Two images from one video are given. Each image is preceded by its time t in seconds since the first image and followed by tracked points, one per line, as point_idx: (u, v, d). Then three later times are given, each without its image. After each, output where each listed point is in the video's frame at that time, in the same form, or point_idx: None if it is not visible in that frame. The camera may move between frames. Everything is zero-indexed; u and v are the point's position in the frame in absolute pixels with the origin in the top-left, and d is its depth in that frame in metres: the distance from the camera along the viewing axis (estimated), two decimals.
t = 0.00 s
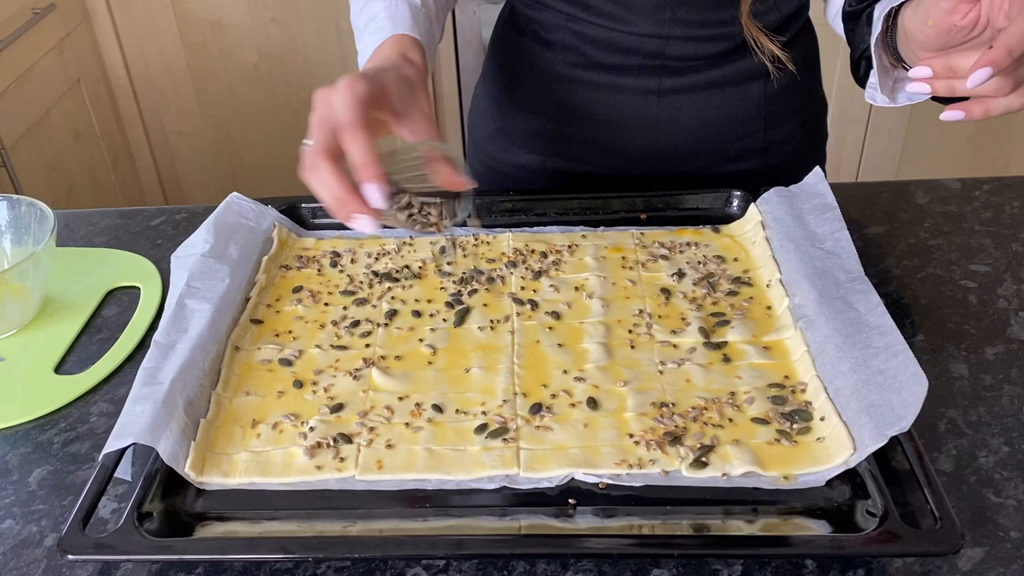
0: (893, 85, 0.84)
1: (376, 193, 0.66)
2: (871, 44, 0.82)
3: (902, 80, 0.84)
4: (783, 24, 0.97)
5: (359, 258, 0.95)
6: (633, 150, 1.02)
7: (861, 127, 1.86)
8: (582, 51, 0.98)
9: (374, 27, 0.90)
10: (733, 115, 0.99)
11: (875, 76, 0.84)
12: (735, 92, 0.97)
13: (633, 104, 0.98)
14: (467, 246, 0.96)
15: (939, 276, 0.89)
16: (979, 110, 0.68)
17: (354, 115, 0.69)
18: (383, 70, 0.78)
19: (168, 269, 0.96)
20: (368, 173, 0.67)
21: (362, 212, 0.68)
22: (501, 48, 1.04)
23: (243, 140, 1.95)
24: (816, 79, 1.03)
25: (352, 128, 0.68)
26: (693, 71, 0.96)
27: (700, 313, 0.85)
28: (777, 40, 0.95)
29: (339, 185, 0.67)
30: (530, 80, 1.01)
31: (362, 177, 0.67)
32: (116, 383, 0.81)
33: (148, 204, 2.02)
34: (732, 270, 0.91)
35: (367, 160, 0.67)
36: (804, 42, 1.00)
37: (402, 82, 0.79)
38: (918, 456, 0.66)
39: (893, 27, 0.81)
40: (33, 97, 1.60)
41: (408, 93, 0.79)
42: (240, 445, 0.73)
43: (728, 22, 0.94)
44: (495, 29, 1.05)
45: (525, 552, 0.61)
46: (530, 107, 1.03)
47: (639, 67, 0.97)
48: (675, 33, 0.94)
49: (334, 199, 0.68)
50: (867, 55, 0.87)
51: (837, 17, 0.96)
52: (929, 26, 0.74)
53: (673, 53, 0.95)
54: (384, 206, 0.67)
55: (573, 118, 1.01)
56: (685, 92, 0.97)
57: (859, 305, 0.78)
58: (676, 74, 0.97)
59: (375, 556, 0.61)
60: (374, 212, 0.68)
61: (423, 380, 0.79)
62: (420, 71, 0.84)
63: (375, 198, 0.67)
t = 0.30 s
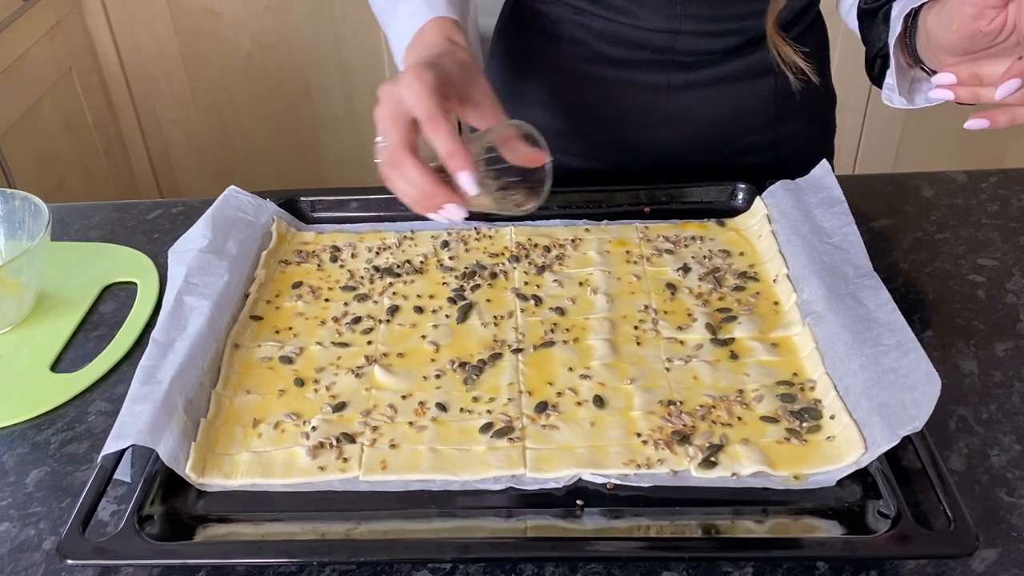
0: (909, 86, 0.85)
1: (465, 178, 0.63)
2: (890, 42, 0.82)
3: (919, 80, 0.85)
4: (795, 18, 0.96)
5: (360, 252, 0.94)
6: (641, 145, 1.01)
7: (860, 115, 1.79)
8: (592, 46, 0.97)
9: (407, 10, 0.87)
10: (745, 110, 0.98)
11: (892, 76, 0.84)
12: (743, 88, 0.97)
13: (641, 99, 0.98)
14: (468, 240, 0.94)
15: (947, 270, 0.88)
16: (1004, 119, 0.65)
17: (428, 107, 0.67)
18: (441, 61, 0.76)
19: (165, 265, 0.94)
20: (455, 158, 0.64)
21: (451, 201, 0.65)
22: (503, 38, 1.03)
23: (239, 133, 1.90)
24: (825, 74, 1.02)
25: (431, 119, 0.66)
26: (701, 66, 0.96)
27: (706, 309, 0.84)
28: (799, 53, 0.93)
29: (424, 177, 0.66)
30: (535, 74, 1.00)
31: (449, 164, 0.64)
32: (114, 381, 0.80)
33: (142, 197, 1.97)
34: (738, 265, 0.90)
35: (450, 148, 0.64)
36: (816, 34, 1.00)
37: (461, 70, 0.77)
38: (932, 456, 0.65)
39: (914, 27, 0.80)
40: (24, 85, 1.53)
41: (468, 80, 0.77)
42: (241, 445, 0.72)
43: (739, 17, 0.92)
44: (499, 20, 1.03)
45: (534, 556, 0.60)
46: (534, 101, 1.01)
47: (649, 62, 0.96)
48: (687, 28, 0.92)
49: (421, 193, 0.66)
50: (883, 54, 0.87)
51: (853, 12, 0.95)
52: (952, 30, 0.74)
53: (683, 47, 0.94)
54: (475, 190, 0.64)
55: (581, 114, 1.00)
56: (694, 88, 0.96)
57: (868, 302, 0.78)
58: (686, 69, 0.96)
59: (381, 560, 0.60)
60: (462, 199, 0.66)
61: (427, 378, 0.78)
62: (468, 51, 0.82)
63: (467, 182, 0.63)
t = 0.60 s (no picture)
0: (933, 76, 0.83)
1: (526, 192, 0.60)
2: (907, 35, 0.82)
3: (937, 70, 0.83)
4: (804, 11, 0.94)
5: (355, 246, 0.92)
6: (643, 140, 0.99)
7: (856, 106, 1.78)
8: (601, 40, 0.95)
9: (428, 20, 0.85)
10: (753, 103, 0.97)
11: (908, 66, 0.82)
12: (753, 81, 0.96)
13: (649, 94, 0.96)
14: (465, 234, 0.94)
15: (949, 265, 0.87)
16: None
17: (481, 118, 0.64)
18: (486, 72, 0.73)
19: (158, 260, 0.93)
20: (513, 172, 0.61)
21: (505, 215, 0.62)
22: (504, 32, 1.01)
23: (234, 124, 1.88)
24: (834, 66, 1.00)
25: (486, 131, 0.63)
26: (713, 59, 0.94)
27: (706, 304, 0.84)
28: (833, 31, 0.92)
29: (478, 191, 0.62)
30: (541, 70, 0.98)
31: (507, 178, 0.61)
32: (106, 378, 0.79)
33: (135, 189, 1.95)
34: (738, 259, 0.89)
35: (506, 160, 0.61)
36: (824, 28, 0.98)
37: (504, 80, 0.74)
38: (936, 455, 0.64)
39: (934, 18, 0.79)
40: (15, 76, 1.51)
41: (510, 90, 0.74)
42: (235, 443, 0.71)
43: (751, 9, 0.91)
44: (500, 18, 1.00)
45: (533, 557, 0.59)
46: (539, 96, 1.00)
47: (659, 55, 0.94)
48: (699, 21, 0.91)
49: (473, 207, 0.63)
50: (898, 44, 0.87)
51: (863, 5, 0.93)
52: (981, 22, 0.71)
53: (693, 40, 0.93)
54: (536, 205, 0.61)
55: (582, 109, 0.99)
56: (705, 81, 0.95)
57: (871, 298, 0.77)
58: (696, 62, 0.94)
59: (378, 561, 0.59)
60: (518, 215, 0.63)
61: (424, 374, 0.77)
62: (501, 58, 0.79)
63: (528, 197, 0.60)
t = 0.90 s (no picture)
0: (945, 77, 0.83)
1: (482, 223, 0.59)
2: (922, 35, 0.81)
3: (950, 69, 0.83)
4: (810, 8, 0.94)
5: (354, 240, 0.92)
6: (644, 137, 0.99)
7: (856, 100, 1.77)
8: (604, 38, 0.94)
9: (427, 42, 0.84)
10: (755, 100, 0.96)
11: (924, 65, 0.82)
12: (757, 77, 0.95)
13: (651, 90, 0.96)
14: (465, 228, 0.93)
15: (951, 261, 0.87)
16: None
17: (446, 145, 0.64)
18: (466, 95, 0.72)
19: (155, 254, 0.92)
20: (473, 202, 0.60)
21: (464, 247, 0.61)
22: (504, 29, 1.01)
23: (231, 118, 1.87)
24: (836, 61, 1.00)
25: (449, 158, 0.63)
26: (719, 57, 0.94)
27: (707, 300, 0.83)
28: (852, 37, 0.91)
29: (438, 220, 0.61)
30: (542, 66, 0.98)
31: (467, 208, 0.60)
32: (103, 372, 0.78)
33: (132, 183, 1.94)
34: (739, 254, 0.89)
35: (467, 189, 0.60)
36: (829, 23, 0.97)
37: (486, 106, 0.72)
38: (939, 452, 0.64)
39: (949, 18, 0.79)
40: (10, 69, 1.50)
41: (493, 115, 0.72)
42: (233, 439, 0.70)
43: (755, 5, 0.90)
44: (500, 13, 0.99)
45: (534, 554, 0.58)
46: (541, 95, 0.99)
47: (665, 52, 0.93)
48: (704, 19, 0.90)
49: (432, 237, 0.62)
50: (907, 43, 0.86)
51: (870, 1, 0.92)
52: (1003, 22, 0.70)
53: (698, 38, 0.92)
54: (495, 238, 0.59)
55: (583, 105, 0.98)
56: (712, 79, 0.95)
57: (874, 295, 0.77)
58: (702, 59, 0.94)
59: (377, 558, 0.59)
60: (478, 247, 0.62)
61: (424, 370, 0.77)
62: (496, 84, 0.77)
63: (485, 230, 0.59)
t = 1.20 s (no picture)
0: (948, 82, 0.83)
1: (495, 263, 0.59)
2: (924, 40, 0.81)
3: (952, 74, 0.83)
4: (812, 9, 0.93)
5: (356, 238, 0.92)
6: (646, 138, 0.99)
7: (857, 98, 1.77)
8: (605, 42, 0.94)
9: (426, 66, 0.82)
10: (757, 101, 0.96)
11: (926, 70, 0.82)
12: (759, 79, 0.95)
13: (652, 93, 0.96)
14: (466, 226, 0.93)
15: (952, 260, 0.87)
16: None
17: (456, 177, 0.62)
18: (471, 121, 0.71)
19: (157, 251, 0.92)
20: (485, 240, 0.59)
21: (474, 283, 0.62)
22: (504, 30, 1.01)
23: (232, 114, 1.87)
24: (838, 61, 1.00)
25: (456, 192, 0.61)
26: (721, 60, 0.94)
27: (708, 298, 0.83)
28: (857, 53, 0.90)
29: (447, 256, 0.61)
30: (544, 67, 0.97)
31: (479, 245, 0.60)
32: (105, 369, 0.78)
33: (133, 179, 1.94)
34: (740, 253, 0.89)
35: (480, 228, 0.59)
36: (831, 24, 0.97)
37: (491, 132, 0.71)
38: (940, 451, 0.64)
39: (953, 23, 0.79)
40: (11, 64, 1.49)
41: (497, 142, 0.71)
42: (235, 436, 0.71)
43: (757, 6, 0.90)
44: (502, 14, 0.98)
45: (535, 552, 0.59)
46: (543, 98, 0.99)
47: (666, 57, 0.93)
48: (706, 23, 0.90)
49: (444, 272, 0.62)
50: (909, 47, 0.87)
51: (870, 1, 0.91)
52: (1008, 33, 0.71)
53: (700, 42, 0.92)
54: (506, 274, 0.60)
55: (585, 106, 0.98)
56: (713, 83, 0.95)
57: (876, 294, 0.77)
58: (703, 64, 0.94)
59: (379, 555, 0.59)
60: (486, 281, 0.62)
61: (425, 367, 0.77)
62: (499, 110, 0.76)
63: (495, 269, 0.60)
